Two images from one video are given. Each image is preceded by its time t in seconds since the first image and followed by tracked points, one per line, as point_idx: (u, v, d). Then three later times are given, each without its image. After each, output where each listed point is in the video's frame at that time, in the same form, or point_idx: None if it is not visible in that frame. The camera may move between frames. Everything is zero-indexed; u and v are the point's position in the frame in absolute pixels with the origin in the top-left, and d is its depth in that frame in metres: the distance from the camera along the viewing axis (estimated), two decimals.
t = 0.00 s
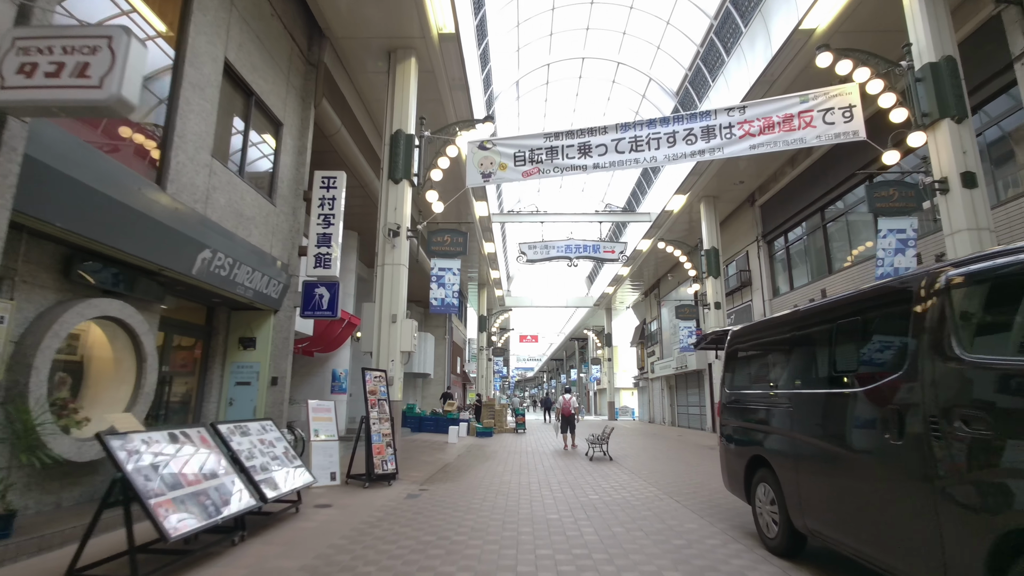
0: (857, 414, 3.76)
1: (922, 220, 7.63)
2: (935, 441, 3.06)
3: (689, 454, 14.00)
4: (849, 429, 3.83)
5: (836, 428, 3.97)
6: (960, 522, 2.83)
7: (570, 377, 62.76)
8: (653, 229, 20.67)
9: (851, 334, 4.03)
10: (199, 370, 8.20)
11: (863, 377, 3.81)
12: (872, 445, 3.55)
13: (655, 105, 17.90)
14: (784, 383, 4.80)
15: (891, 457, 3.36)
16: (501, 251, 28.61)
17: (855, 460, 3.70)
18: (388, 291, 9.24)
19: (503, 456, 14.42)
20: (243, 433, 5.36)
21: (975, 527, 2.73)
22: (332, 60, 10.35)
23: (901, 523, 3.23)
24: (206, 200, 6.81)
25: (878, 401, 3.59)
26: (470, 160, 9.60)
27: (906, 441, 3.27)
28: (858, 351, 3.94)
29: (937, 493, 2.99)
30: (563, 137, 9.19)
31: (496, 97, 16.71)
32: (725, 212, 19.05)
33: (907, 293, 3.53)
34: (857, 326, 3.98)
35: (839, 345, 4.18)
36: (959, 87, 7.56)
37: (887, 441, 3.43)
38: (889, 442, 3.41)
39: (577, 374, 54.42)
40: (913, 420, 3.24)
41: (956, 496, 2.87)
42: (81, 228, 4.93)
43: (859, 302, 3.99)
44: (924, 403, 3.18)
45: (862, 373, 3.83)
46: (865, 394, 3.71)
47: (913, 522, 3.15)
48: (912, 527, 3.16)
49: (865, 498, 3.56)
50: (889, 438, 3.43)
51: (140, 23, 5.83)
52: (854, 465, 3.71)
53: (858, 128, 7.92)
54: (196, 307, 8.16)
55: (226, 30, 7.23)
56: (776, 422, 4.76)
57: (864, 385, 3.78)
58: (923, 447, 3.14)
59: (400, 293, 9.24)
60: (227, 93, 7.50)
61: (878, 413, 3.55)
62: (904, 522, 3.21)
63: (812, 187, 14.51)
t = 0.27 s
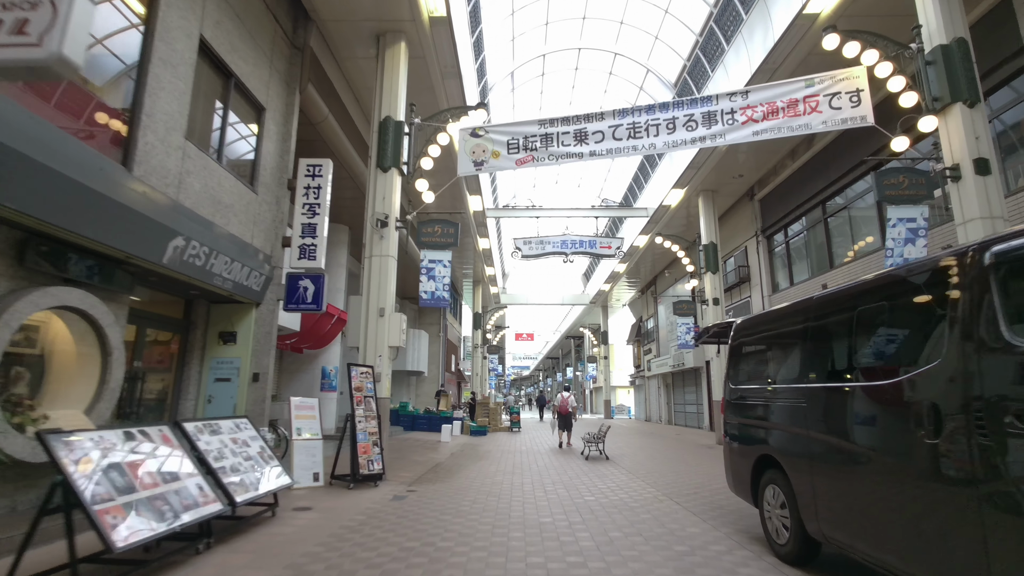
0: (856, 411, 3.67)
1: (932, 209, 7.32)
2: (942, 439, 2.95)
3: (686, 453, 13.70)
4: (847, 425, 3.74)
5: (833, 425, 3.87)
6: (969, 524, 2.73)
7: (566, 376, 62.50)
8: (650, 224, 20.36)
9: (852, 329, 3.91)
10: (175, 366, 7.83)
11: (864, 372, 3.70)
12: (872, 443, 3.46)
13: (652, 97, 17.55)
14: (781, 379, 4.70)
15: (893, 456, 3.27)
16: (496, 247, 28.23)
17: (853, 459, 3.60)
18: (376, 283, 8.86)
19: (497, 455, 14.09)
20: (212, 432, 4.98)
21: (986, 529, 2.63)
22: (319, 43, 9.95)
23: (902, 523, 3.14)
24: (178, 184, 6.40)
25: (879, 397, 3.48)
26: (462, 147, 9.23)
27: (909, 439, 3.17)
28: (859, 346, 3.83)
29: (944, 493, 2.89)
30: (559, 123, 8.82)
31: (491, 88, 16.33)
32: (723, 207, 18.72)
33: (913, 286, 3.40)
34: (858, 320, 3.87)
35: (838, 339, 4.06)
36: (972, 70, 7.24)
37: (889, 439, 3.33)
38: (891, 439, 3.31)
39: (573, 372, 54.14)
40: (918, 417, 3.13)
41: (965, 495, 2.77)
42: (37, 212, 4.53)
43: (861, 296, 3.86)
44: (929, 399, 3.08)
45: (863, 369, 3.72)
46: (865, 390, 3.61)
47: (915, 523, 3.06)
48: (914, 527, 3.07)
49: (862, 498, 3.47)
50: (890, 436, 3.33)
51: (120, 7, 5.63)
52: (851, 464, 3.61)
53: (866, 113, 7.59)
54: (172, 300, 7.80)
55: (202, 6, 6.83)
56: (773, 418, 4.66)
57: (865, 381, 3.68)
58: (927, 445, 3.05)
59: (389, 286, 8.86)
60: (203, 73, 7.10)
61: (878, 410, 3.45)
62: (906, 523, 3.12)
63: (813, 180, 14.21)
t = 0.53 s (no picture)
0: (856, 410, 3.53)
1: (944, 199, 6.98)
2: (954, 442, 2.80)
3: (683, 453, 13.38)
4: (846, 424, 3.60)
5: (831, 424, 3.74)
6: (979, 533, 2.60)
7: (560, 375, 62.28)
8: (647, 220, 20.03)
9: (853, 325, 3.77)
10: (146, 363, 7.40)
11: (865, 370, 3.57)
12: (873, 443, 3.33)
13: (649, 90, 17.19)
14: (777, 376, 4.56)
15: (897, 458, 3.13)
16: (490, 243, 27.84)
17: (851, 458, 3.47)
18: (362, 277, 8.44)
19: (489, 455, 13.73)
20: (173, 435, 4.58)
21: (997, 540, 2.50)
22: (303, 27, 9.50)
23: (904, 529, 3.02)
24: (144, 168, 5.97)
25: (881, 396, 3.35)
26: (452, 135, 8.82)
27: (916, 441, 3.02)
28: (860, 343, 3.68)
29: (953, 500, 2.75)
30: (553, 111, 8.43)
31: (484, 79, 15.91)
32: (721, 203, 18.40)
33: (922, 281, 3.25)
34: (859, 316, 3.72)
35: (837, 335, 3.92)
36: (986, 54, 6.90)
37: (893, 441, 3.19)
38: (895, 440, 3.17)
39: (568, 371, 53.83)
40: (928, 418, 2.96)
41: (976, 503, 2.63)
42: None
43: (863, 290, 3.72)
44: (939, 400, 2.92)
45: (864, 365, 3.59)
46: (867, 388, 3.47)
47: (918, 529, 2.93)
48: (917, 533, 2.95)
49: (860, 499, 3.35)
50: (895, 437, 3.19)
51: None
52: (849, 464, 3.49)
53: (875, 99, 7.25)
54: (144, 295, 7.41)
55: None
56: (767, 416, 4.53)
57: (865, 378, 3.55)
58: (937, 448, 2.89)
59: (375, 281, 8.44)
60: (172, 51, 6.66)
61: (879, 409, 3.33)
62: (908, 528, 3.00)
63: (813, 174, 13.91)
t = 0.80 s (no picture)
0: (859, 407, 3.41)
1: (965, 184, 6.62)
2: (966, 442, 2.65)
3: (686, 452, 13.04)
4: (849, 421, 3.48)
5: (834, 421, 3.61)
6: (988, 538, 2.47)
7: (559, 372, 61.94)
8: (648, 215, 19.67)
9: (860, 318, 3.61)
10: (124, 358, 7.02)
11: (871, 365, 3.43)
12: (877, 441, 3.20)
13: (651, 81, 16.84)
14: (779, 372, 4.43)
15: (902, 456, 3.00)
16: (488, 238, 27.46)
17: (854, 455, 3.35)
18: (353, 269, 8.06)
19: (486, 454, 13.38)
20: (140, 435, 4.21)
21: (1007, 546, 2.37)
22: (293, 8, 9.10)
23: (905, 530, 2.90)
24: (115, 150, 5.60)
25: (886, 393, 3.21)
26: (447, 121, 8.44)
27: (924, 440, 2.88)
28: (865, 337, 3.54)
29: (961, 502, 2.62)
30: (552, 94, 8.04)
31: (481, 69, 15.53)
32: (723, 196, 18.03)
33: (938, 272, 3.07)
34: (867, 310, 3.56)
35: (842, 330, 3.78)
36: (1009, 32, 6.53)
37: (897, 438, 3.07)
38: (900, 437, 3.05)
39: (567, 368, 53.54)
40: (940, 416, 2.81)
41: (985, 507, 2.50)
42: None
43: (871, 283, 3.55)
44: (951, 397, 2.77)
45: (870, 361, 3.45)
46: (872, 384, 3.34)
47: (924, 531, 2.80)
48: (921, 535, 2.83)
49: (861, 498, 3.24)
50: (899, 434, 3.06)
51: None
52: (851, 462, 3.37)
53: (893, 80, 6.87)
54: (124, 287, 7.02)
55: None
56: (770, 413, 4.40)
57: (870, 374, 3.41)
58: (946, 448, 2.75)
59: (367, 273, 8.05)
60: (147, 27, 6.26)
61: (882, 405, 3.21)
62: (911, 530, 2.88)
63: (820, 166, 13.56)
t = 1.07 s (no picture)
0: (864, 406, 3.36)
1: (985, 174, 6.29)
2: (981, 443, 2.58)
3: (686, 453, 12.71)
4: (853, 421, 3.42)
5: (839, 421, 3.55)
6: (999, 543, 2.41)
7: (555, 370, 61.60)
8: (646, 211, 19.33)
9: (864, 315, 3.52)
10: (96, 355, 6.61)
11: (876, 366, 3.37)
12: (883, 441, 3.15)
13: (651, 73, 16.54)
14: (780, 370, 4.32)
15: (911, 455, 2.94)
16: (483, 234, 27.05)
17: (857, 455, 3.31)
18: (341, 262, 7.66)
19: (481, 454, 13.02)
20: (99, 441, 3.84)
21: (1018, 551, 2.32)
22: None
23: (909, 531, 2.87)
24: (79, 132, 5.19)
25: (893, 392, 3.15)
26: (441, 108, 8.06)
27: (934, 440, 2.83)
28: (870, 335, 3.46)
29: (974, 503, 2.56)
30: (551, 80, 7.68)
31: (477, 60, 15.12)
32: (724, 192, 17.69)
33: (955, 269, 2.95)
34: (869, 308, 3.47)
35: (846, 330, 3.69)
36: None
37: (904, 439, 3.01)
38: (908, 438, 2.98)
39: (563, 367, 53.21)
40: (957, 416, 2.72)
41: (998, 511, 2.44)
42: None
43: (877, 281, 3.45)
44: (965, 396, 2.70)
45: (875, 360, 3.38)
46: (878, 383, 3.28)
47: (931, 534, 2.75)
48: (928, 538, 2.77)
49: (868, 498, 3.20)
50: (906, 435, 3.00)
51: None
52: (855, 461, 3.32)
53: (909, 64, 6.54)
54: (98, 280, 6.64)
55: None
56: (771, 413, 4.33)
57: (876, 374, 3.34)
58: (960, 449, 2.68)
59: (356, 266, 7.66)
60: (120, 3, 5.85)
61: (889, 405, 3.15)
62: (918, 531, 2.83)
63: (823, 160, 13.26)
